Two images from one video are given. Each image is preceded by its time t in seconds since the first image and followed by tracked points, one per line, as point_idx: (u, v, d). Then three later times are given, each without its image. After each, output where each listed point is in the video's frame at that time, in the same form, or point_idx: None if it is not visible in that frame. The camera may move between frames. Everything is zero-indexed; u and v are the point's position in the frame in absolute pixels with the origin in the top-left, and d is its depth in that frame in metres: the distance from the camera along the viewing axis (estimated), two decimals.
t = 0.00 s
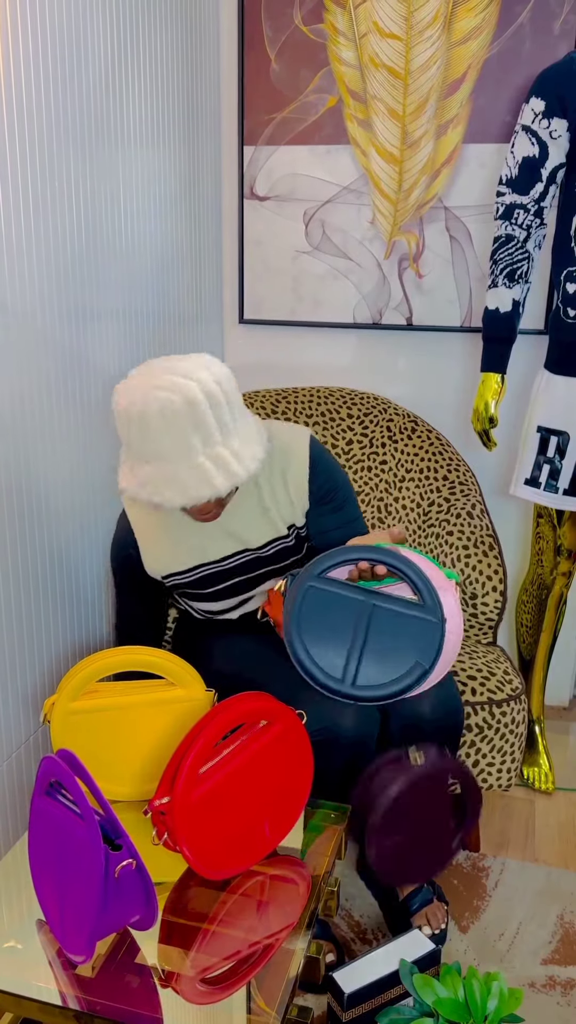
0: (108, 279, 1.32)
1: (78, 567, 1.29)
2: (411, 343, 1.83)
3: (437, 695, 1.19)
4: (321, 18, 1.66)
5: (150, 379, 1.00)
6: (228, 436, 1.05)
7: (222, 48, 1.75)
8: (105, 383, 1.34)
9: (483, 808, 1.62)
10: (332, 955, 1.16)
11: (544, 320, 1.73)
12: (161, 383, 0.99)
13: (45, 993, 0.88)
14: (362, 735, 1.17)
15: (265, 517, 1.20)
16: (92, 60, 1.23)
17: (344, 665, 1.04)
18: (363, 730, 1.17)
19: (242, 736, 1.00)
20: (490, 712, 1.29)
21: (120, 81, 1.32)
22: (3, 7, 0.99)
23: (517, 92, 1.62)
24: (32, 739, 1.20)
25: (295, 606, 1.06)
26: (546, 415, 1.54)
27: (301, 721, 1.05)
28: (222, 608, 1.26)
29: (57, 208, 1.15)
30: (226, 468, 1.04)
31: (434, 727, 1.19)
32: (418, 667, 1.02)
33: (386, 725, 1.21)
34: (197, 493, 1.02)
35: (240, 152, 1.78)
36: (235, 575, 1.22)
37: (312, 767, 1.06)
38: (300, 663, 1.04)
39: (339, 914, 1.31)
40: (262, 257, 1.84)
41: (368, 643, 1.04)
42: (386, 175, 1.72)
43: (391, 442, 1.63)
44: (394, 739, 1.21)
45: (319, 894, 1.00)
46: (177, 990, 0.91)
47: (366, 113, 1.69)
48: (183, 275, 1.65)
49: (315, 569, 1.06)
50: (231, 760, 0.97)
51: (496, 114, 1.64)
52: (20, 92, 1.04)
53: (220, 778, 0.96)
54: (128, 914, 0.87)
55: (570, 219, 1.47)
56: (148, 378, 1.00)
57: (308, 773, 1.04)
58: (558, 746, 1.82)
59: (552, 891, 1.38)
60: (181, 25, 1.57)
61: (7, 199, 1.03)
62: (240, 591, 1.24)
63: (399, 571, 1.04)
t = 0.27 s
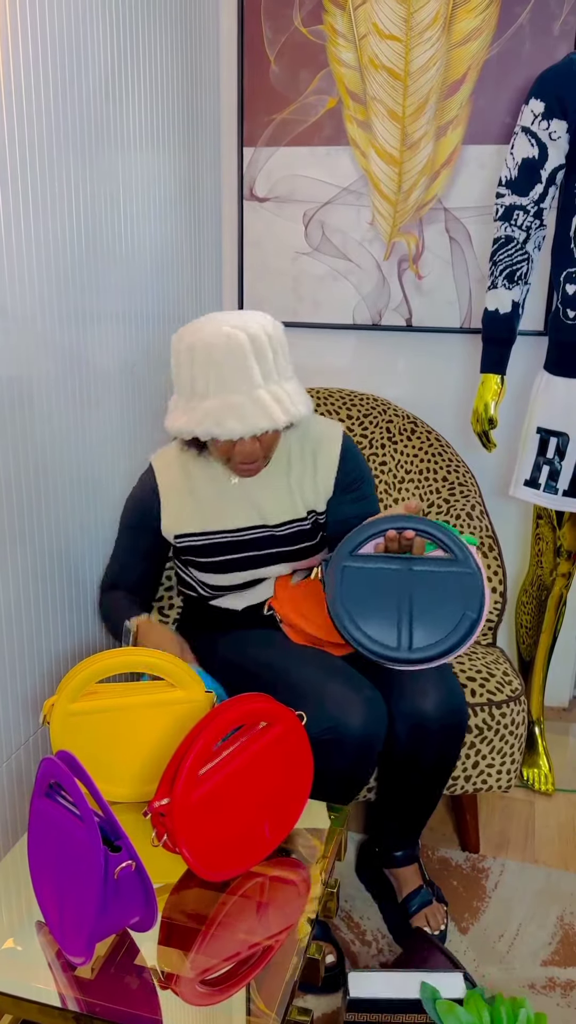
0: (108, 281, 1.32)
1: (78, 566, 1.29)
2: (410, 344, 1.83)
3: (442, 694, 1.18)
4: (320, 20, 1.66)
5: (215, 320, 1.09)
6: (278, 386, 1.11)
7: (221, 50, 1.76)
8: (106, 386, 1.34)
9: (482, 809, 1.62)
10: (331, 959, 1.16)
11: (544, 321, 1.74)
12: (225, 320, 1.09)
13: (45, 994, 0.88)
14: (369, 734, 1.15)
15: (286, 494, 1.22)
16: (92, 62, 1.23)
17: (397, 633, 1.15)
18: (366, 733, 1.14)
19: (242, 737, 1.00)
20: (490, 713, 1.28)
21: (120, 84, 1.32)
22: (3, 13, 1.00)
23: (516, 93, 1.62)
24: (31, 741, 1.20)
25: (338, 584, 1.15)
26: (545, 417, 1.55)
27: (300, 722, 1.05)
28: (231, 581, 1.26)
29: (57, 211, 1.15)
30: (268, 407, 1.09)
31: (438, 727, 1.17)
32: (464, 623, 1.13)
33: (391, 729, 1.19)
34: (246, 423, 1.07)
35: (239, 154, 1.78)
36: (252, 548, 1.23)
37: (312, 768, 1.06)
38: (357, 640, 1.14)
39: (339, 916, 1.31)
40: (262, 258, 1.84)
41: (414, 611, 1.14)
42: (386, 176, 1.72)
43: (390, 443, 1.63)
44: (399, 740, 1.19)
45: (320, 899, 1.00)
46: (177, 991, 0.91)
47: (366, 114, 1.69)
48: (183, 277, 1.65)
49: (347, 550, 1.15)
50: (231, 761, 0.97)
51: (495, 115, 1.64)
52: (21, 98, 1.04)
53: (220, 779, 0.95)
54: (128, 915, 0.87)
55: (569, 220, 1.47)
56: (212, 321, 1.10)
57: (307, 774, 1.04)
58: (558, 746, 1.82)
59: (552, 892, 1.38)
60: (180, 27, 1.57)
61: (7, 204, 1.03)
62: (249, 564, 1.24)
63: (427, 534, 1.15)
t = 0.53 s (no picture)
0: (108, 283, 1.32)
1: (80, 564, 1.29)
2: (410, 344, 1.83)
3: (445, 695, 1.19)
4: (320, 21, 1.66)
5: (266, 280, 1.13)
6: (318, 341, 1.13)
7: (221, 51, 1.76)
8: (105, 387, 1.34)
9: (482, 810, 1.62)
10: (330, 960, 1.16)
11: (543, 322, 1.74)
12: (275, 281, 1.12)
13: (44, 995, 0.88)
14: (372, 735, 1.14)
15: (303, 472, 1.24)
16: (91, 64, 1.23)
17: (395, 605, 1.08)
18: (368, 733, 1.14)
19: (242, 738, 1.00)
20: (489, 715, 1.28)
21: (120, 86, 1.32)
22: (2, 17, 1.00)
23: (516, 94, 1.62)
24: (31, 741, 1.20)
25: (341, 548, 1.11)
26: (545, 417, 1.55)
27: (300, 723, 1.05)
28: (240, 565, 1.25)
29: (57, 214, 1.15)
30: (306, 352, 1.10)
31: (442, 728, 1.18)
32: (464, 601, 1.07)
33: (394, 730, 1.19)
34: (288, 363, 1.09)
35: (239, 155, 1.78)
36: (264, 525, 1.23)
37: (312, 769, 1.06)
38: (357, 614, 1.07)
39: (339, 917, 1.31)
40: (262, 260, 1.84)
41: (415, 584, 1.09)
42: (385, 177, 1.72)
43: (390, 443, 1.63)
44: (402, 742, 1.19)
45: (320, 899, 1.01)
46: (176, 992, 0.91)
47: (366, 115, 1.69)
48: (183, 277, 1.65)
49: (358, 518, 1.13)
50: (231, 762, 0.97)
51: (495, 116, 1.64)
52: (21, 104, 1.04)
53: (220, 780, 0.95)
54: (127, 916, 0.87)
55: (569, 221, 1.47)
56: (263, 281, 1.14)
57: (307, 776, 1.04)
58: (557, 747, 1.82)
59: (552, 893, 1.38)
60: (180, 29, 1.57)
61: (7, 206, 1.03)
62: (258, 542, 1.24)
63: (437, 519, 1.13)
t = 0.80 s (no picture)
0: (108, 285, 1.32)
1: (83, 555, 1.31)
2: (410, 345, 1.83)
3: (444, 699, 1.18)
4: (319, 22, 1.66)
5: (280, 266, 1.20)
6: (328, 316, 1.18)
7: (220, 53, 1.76)
8: (105, 388, 1.34)
9: (482, 811, 1.62)
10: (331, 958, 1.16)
11: (542, 323, 1.74)
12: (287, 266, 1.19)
13: (44, 996, 0.88)
14: (370, 737, 1.14)
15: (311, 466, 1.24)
16: (91, 67, 1.23)
17: (383, 612, 1.08)
18: (365, 736, 1.13)
19: (242, 739, 1.00)
20: (489, 716, 1.28)
21: (119, 88, 1.32)
22: (3, 22, 1.00)
23: (515, 95, 1.62)
24: (30, 742, 1.20)
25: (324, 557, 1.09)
26: (544, 418, 1.55)
27: (301, 724, 1.05)
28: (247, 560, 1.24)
29: (57, 218, 1.15)
30: (315, 316, 1.15)
31: (441, 731, 1.18)
32: (450, 605, 1.07)
33: (392, 732, 1.20)
34: (296, 322, 1.13)
35: (239, 156, 1.79)
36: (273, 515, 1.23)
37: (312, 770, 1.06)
38: (344, 615, 1.07)
39: (339, 918, 1.31)
40: (262, 260, 1.84)
41: (399, 588, 1.08)
42: (385, 178, 1.72)
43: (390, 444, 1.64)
44: (401, 745, 1.19)
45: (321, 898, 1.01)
46: (176, 993, 0.91)
47: (365, 116, 1.69)
48: (183, 278, 1.65)
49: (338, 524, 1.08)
50: (231, 763, 0.97)
51: (494, 118, 1.64)
52: (21, 111, 1.04)
53: (220, 782, 0.95)
54: (127, 917, 0.87)
55: (568, 222, 1.47)
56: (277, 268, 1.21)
57: (307, 777, 1.04)
58: (557, 748, 1.82)
59: (551, 893, 1.38)
60: (180, 30, 1.57)
61: (7, 210, 1.03)
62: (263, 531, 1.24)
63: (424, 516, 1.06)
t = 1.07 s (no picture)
0: (108, 287, 1.32)
1: (83, 558, 1.30)
2: (410, 346, 1.83)
3: (436, 705, 1.19)
4: (319, 24, 1.67)
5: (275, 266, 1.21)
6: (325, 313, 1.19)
7: (220, 55, 1.76)
8: (105, 390, 1.34)
9: (482, 812, 1.62)
10: (333, 953, 1.16)
11: (541, 324, 1.74)
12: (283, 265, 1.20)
13: (43, 997, 0.88)
14: (359, 740, 1.13)
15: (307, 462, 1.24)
16: (91, 71, 1.23)
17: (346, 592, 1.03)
18: (365, 738, 1.13)
19: (241, 741, 1.00)
20: (488, 718, 1.28)
21: (120, 91, 1.33)
22: (3, 26, 1.00)
23: (514, 97, 1.63)
24: (30, 744, 1.20)
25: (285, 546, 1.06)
26: (544, 419, 1.55)
27: (300, 725, 1.05)
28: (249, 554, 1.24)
29: (57, 221, 1.15)
30: (313, 311, 1.16)
31: (433, 738, 1.18)
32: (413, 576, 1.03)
33: (384, 740, 1.20)
34: (293, 317, 1.13)
35: (239, 158, 1.79)
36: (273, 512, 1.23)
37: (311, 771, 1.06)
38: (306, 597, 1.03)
39: (338, 919, 1.31)
40: (261, 262, 1.85)
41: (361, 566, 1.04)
42: (384, 179, 1.72)
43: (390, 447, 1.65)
44: (393, 752, 1.19)
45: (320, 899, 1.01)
46: (176, 994, 0.90)
47: (365, 118, 1.70)
48: (183, 280, 1.65)
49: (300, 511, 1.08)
50: (229, 765, 0.97)
51: (494, 119, 1.65)
52: (20, 114, 1.04)
53: (219, 783, 0.96)
54: (127, 919, 0.87)
55: (567, 223, 1.47)
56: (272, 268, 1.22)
57: (307, 778, 1.04)
58: (557, 750, 1.82)
59: (551, 895, 1.38)
60: (180, 33, 1.57)
61: (7, 214, 1.03)
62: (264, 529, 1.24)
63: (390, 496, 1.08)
